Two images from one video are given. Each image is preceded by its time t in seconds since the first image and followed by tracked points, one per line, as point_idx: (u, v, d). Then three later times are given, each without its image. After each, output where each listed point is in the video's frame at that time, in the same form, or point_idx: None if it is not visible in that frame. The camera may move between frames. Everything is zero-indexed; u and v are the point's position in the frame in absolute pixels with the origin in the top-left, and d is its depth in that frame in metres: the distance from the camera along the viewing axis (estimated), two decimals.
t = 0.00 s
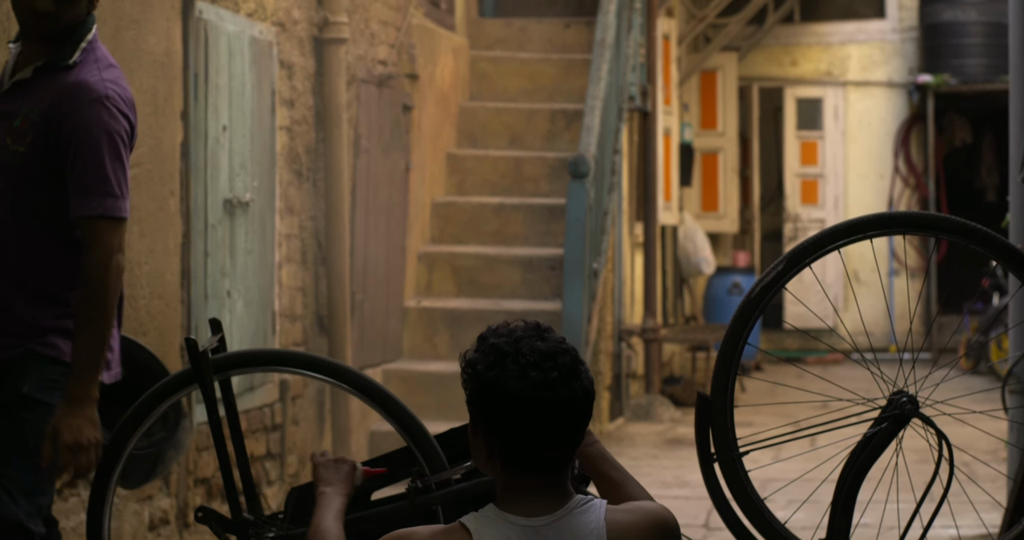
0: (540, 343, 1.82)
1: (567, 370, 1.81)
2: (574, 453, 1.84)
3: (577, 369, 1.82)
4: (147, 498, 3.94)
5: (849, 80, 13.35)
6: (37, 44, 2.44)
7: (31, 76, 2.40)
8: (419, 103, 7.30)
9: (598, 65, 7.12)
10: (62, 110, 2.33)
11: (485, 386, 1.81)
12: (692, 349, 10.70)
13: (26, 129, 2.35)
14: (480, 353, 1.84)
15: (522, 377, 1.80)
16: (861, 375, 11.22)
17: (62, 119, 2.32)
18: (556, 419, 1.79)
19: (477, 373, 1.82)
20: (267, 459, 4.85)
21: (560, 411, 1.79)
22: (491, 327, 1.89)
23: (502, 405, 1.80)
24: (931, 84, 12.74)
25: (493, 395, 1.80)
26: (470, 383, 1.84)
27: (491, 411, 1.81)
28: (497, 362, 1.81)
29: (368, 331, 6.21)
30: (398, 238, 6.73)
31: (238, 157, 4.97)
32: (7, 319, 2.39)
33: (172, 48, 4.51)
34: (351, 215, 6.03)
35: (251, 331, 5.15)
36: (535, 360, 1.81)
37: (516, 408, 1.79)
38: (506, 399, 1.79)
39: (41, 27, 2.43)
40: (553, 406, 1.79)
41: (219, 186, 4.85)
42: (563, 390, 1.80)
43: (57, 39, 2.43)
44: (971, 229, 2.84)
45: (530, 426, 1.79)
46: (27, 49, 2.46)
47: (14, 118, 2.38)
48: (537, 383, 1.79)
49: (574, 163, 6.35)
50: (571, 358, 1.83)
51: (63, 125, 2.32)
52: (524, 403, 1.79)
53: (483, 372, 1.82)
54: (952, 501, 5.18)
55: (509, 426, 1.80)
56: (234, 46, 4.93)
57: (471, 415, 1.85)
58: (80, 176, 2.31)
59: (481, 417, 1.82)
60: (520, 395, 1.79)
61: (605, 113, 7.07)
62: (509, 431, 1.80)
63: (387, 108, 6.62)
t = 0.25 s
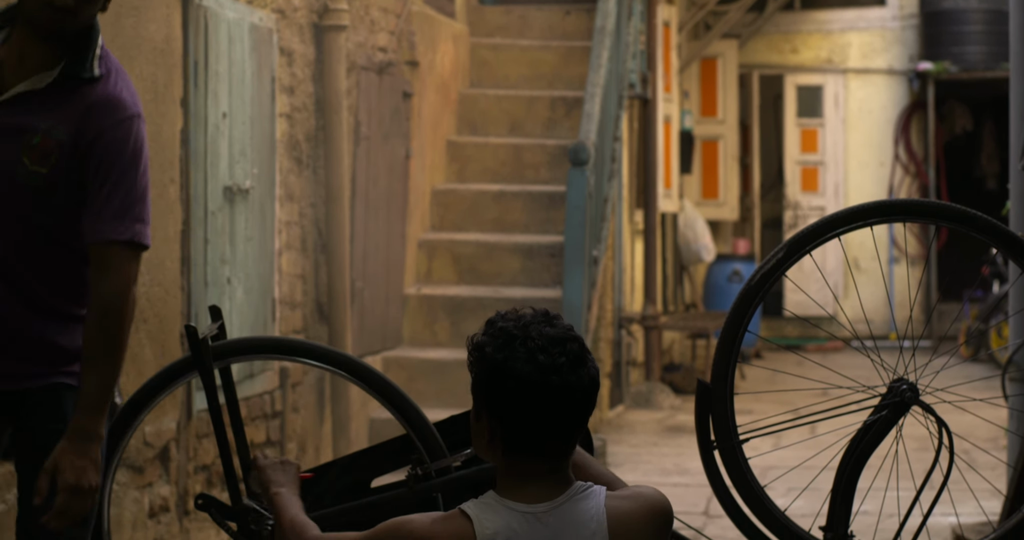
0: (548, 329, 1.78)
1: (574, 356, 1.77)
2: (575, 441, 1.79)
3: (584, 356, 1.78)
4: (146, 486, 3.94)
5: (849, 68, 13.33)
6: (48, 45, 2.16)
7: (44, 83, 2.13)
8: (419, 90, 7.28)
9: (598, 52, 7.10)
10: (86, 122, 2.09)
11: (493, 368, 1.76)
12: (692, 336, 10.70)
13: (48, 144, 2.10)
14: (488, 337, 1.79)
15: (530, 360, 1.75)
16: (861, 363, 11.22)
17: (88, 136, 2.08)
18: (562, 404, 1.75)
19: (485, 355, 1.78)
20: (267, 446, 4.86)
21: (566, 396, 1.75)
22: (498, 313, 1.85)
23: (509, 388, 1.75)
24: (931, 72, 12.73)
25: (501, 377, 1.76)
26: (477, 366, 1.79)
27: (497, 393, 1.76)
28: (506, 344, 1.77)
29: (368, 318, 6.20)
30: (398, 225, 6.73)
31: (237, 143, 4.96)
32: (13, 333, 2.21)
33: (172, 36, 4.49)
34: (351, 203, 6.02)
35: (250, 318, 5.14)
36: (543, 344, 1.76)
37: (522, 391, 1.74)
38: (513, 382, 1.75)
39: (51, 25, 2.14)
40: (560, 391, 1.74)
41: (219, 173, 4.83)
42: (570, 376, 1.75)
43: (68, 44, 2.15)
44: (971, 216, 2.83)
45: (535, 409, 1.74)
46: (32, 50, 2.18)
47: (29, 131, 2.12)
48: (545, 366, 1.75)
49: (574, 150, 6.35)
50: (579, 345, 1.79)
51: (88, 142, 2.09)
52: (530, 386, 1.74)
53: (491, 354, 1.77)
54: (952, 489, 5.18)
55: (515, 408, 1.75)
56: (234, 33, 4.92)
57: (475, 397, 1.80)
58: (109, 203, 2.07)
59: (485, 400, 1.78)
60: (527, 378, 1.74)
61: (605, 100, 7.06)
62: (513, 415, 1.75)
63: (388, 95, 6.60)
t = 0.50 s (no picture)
0: (551, 316, 1.76)
1: (576, 343, 1.74)
2: (576, 428, 1.77)
3: (585, 344, 1.76)
4: (146, 473, 3.95)
5: (849, 56, 13.31)
6: None
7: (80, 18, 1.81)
8: (419, 78, 7.27)
9: (599, 39, 7.09)
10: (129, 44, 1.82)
11: (495, 353, 1.74)
12: (692, 324, 10.71)
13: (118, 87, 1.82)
14: (489, 324, 1.77)
15: (532, 345, 1.72)
16: (861, 351, 11.24)
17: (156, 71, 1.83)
18: (563, 390, 1.72)
19: (487, 340, 1.75)
20: (267, 434, 4.87)
21: (567, 383, 1.72)
22: (499, 300, 1.83)
23: (511, 373, 1.72)
24: (931, 59, 12.73)
25: (503, 363, 1.73)
26: (478, 351, 1.76)
27: (498, 378, 1.74)
28: (508, 330, 1.74)
29: (368, 306, 6.20)
30: (398, 213, 6.72)
31: (238, 130, 4.95)
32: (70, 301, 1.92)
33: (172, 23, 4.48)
34: (351, 190, 6.01)
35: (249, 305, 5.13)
36: (546, 330, 1.74)
37: (524, 376, 1.72)
38: (516, 367, 1.72)
39: None
40: (562, 377, 1.72)
41: (219, 160, 4.82)
42: (572, 363, 1.73)
43: None
44: (972, 205, 2.83)
45: (537, 395, 1.72)
46: None
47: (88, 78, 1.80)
48: (547, 352, 1.72)
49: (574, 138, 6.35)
50: (580, 333, 1.77)
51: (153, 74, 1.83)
52: (532, 372, 1.72)
53: (493, 340, 1.74)
54: (952, 476, 5.19)
55: (516, 394, 1.73)
56: (234, 20, 4.90)
57: (475, 383, 1.78)
58: (176, 126, 1.85)
59: (487, 385, 1.75)
60: (529, 364, 1.72)
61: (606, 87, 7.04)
62: (514, 400, 1.73)
63: (388, 83, 6.59)
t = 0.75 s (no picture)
0: (547, 304, 1.72)
1: (573, 331, 1.71)
2: (573, 416, 1.74)
3: (582, 331, 1.72)
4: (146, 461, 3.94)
5: (850, 44, 13.29)
6: None
7: None
8: (419, 65, 7.25)
9: (600, 27, 7.08)
10: (184, 2, 1.69)
11: (491, 342, 1.71)
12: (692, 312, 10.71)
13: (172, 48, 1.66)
14: (486, 311, 1.74)
15: (529, 333, 1.69)
16: (861, 339, 11.25)
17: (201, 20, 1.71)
18: (560, 377, 1.69)
19: (484, 330, 1.72)
20: (267, 422, 4.87)
21: (563, 370, 1.69)
22: (495, 288, 1.79)
23: (507, 361, 1.69)
24: (932, 47, 12.74)
25: (500, 352, 1.70)
26: (476, 341, 1.73)
27: (494, 367, 1.70)
28: (504, 319, 1.71)
29: (368, 294, 6.19)
30: (399, 200, 6.71)
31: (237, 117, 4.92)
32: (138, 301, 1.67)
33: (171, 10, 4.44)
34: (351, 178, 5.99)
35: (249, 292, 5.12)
36: (542, 318, 1.70)
37: (521, 365, 1.69)
38: (513, 356, 1.69)
39: None
40: (558, 366, 1.69)
41: (219, 148, 4.79)
42: (569, 350, 1.69)
43: None
44: (974, 193, 2.82)
45: (533, 383, 1.69)
46: None
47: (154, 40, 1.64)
48: (543, 340, 1.69)
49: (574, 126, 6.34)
50: (577, 320, 1.73)
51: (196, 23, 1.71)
52: (528, 360, 1.68)
53: (490, 329, 1.71)
54: (952, 465, 5.20)
55: (513, 382, 1.69)
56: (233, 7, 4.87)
57: (472, 371, 1.74)
58: (250, 75, 1.82)
59: (484, 374, 1.72)
60: (524, 352, 1.69)
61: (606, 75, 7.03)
62: (511, 388, 1.70)
63: (388, 70, 6.57)
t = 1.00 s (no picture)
0: (546, 293, 1.71)
1: (571, 320, 1.70)
2: (572, 404, 1.73)
3: (581, 319, 1.72)
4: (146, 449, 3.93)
5: (851, 32, 13.27)
6: None
7: None
8: (419, 53, 7.23)
9: (600, 15, 7.06)
10: None
11: (491, 331, 1.70)
12: (692, 300, 10.71)
13: None
14: (485, 301, 1.73)
15: (528, 322, 1.69)
16: (862, 328, 11.26)
17: None
18: (560, 365, 1.69)
19: (483, 319, 1.71)
20: (268, 410, 4.84)
21: (562, 359, 1.68)
22: (494, 277, 1.79)
23: (506, 349, 1.68)
24: (932, 36, 12.75)
25: (499, 340, 1.69)
26: (475, 330, 1.72)
27: (494, 356, 1.70)
28: (504, 308, 1.70)
29: (368, 282, 6.19)
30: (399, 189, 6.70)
31: (238, 105, 4.81)
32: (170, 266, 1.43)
33: None
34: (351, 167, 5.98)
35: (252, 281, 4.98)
36: (541, 307, 1.70)
37: (520, 354, 1.68)
38: (512, 344, 1.68)
39: None
40: (557, 354, 1.68)
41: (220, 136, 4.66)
42: (568, 339, 1.69)
43: None
44: (974, 181, 2.81)
45: (532, 371, 1.68)
46: None
47: None
48: (543, 329, 1.68)
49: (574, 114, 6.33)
50: (576, 309, 1.73)
51: None
52: (527, 349, 1.68)
53: (489, 318, 1.71)
54: (953, 453, 5.20)
55: (513, 370, 1.69)
56: None
57: (472, 360, 1.74)
58: None
59: (483, 363, 1.71)
60: (523, 341, 1.68)
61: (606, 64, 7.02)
62: (511, 376, 1.69)
63: (388, 59, 6.55)
